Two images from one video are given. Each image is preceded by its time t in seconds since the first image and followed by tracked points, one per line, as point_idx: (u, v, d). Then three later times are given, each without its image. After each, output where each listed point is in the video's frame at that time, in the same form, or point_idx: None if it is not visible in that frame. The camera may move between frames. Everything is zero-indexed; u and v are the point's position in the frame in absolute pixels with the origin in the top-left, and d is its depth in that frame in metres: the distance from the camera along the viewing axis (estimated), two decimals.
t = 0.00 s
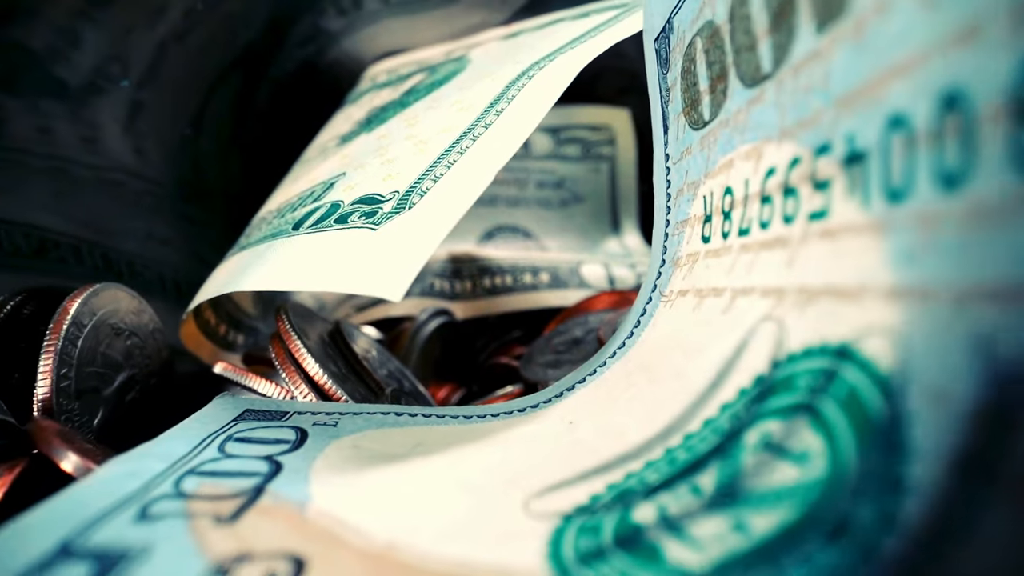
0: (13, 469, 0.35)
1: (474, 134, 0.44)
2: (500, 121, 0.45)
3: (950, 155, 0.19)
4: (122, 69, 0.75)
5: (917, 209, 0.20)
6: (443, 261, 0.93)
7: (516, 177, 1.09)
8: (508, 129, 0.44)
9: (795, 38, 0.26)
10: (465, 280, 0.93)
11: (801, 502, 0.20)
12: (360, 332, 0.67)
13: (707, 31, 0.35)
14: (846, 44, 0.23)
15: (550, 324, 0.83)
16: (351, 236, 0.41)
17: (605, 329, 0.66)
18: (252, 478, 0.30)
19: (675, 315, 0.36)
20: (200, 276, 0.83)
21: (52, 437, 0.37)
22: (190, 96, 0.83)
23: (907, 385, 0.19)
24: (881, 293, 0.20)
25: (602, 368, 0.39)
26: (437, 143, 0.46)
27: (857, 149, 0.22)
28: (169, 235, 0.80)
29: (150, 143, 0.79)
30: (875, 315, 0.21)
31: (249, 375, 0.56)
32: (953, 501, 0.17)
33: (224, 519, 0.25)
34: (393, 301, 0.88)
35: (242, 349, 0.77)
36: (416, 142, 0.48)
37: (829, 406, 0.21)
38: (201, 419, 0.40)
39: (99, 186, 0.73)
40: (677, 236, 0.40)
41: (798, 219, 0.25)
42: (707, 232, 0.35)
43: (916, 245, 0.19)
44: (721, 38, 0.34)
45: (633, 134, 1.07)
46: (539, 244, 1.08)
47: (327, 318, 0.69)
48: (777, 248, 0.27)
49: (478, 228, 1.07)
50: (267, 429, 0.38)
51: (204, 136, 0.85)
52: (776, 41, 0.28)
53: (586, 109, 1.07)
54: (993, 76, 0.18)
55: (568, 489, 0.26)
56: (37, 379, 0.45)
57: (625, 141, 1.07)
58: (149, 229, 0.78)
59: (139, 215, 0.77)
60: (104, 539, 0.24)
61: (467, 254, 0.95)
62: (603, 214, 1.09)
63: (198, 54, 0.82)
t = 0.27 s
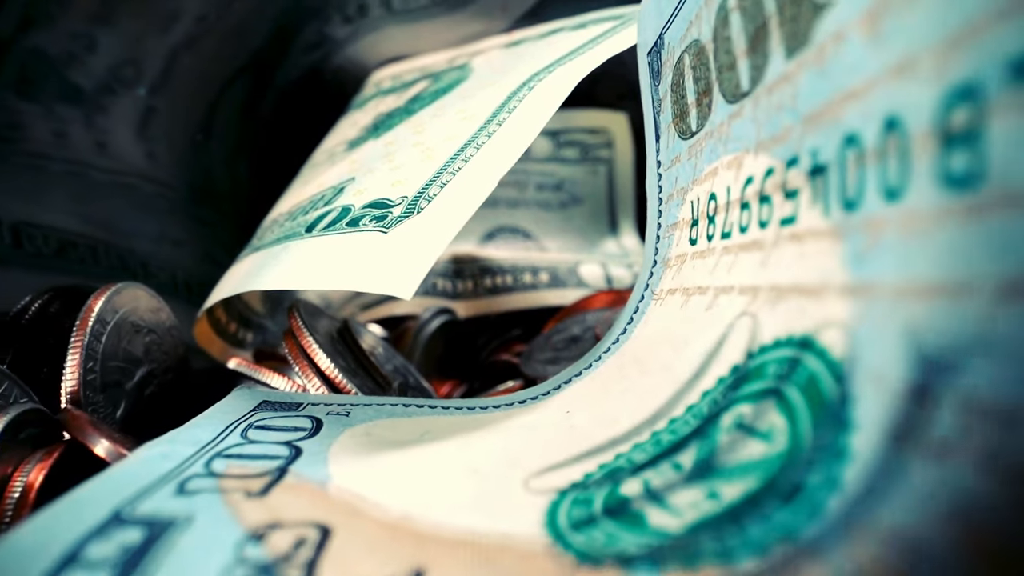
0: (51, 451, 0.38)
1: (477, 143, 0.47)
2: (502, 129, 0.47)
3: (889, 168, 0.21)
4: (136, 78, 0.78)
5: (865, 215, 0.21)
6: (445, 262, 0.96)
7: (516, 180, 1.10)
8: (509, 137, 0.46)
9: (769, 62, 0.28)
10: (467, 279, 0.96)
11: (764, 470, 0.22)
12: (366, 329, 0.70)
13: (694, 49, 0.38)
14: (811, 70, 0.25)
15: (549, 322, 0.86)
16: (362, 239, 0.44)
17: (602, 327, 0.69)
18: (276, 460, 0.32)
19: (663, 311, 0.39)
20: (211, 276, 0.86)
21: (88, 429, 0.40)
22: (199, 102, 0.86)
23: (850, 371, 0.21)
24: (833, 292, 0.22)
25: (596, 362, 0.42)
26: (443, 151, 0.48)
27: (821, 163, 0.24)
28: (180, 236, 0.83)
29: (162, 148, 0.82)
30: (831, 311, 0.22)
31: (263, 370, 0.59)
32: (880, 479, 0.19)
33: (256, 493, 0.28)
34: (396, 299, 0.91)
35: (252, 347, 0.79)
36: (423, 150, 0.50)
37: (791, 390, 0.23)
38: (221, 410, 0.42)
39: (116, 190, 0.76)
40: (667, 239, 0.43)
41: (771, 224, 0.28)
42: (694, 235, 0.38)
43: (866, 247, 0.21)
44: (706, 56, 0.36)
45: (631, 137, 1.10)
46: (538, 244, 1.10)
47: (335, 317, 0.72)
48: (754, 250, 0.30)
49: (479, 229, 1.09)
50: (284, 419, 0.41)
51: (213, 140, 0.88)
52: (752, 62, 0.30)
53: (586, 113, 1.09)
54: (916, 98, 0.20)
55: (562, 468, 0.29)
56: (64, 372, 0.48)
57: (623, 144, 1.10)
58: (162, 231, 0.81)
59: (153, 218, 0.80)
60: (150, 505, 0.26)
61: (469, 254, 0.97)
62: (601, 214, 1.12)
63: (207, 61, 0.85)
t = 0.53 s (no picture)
0: (77, 441, 0.40)
1: (480, 149, 0.49)
2: (504, 136, 0.49)
3: (856, 178, 0.23)
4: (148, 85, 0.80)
5: (834, 222, 0.24)
6: (447, 262, 0.98)
7: (516, 181, 1.11)
8: (511, 143, 0.48)
9: (753, 77, 0.30)
10: (469, 279, 0.98)
11: (744, 453, 0.24)
12: (371, 327, 0.72)
13: (686, 61, 0.40)
14: (789, 87, 0.27)
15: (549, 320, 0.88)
16: (371, 241, 0.46)
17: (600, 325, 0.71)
18: (292, 448, 0.34)
19: (656, 310, 0.41)
20: (220, 276, 0.88)
21: (112, 420, 0.42)
22: (207, 106, 0.88)
23: (818, 362, 0.23)
24: (807, 290, 0.24)
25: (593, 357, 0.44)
26: (447, 157, 0.50)
27: (798, 173, 0.26)
28: (189, 237, 0.85)
29: (171, 151, 0.84)
30: (805, 307, 0.24)
31: (273, 366, 0.61)
32: (839, 457, 0.21)
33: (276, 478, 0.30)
34: (400, 298, 0.93)
35: (257, 346, 0.80)
36: (428, 155, 0.52)
37: (768, 380, 0.25)
38: (236, 403, 0.45)
39: (127, 194, 0.78)
40: (660, 240, 0.45)
41: (754, 227, 0.30)
42: (685, 237, 0.40)
43: (835, 249, 0.23)
44: (697, 68, 0.38)
45: (629, 141, 1.12)
46: (539, 245, 1.10)
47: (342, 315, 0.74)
48: (739, 252, 0.32)
49: (480, 229, 1.11)
50: (296, 412, 0.43)
51: (220, 143, 0.90)
52: (737, 76, 0.32)
53: (584, 116, 1.11)
54: (876, 114, 0.21)
55: (557, 456, 0.31)
56: (85, 367, 0.50)
57: (621, 148, 1.12)
58: (172, 232, 0.82)
59: (162, 219, 0.82)
60: (180, 488, 0.28)
61: (470, 255, 0.99)
62: (600, 215, 1.13)
63: (215, 66, 0.87)
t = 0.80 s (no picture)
0: (102, 433, 0.42)
1: (482, 155, 0.52)
2: (505, 143, 0.52)
3: (827, 187, 0.25)
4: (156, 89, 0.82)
5: (809, 227, 0.26)
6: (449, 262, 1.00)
7: (516, 183, 1.13)
8: (512, 150, 0.51)
9: (738, 92, 0.33)
10: (471, 279, 1.00)
11: (725, 436, 0.26)
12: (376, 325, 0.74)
13: (677, 73, 0.42)
14: (769, 102, 0.29)
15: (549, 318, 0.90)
16: (378, 243, 0.48)
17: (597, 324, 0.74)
18: (306, 438, 0.37)
19: (650, 308, 0.43)
20: (228, 276, 0.91)
21: (133, 413, 0.44)
22: (214, 110, 0.90)
23: (792, 354, 0.25)
24: (784, 289, 0.27)
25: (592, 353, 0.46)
26: (451, 163, 0.53)
27: (777, 181, 0.29)
28: (198, 238, 0.87)
29: (180, 154, 0.86)
30: (783, 305, 0.26)
31: (282, 363, 0.63)
32: (807, 441, 0.23)
33: (295, 463, 0.32)
34: (403, 298, 0.95)
35: (265, 344, 0.81)
36: (432, 161, 0.55)
37: (749, 372, 0.27)
38: (250, 397, 0.47)
39: (136, 195, 0.79)
40: (654, 242, 0.47)
41: (738, 231, 0.32)
42: (677, 240, 0.42)
43: (809, 252, 0.25)
44: (688, 80, 0.41)
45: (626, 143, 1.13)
46: (539, 245, 1.13)
47: (348, 314, 0.76)
48: (724, 254, 0.34)
49: (482, 230, 1.13)
50: (308, 405, 0.45)
51: (228, 147, 0.92)
52: (723, 90, 0.35)
53: (583, 119, 1.12)
54: (844, 128, 0.23)
55: (554, 445, 0.33)
56: (104, 363, 0.52)
57: (620, 151, 1.13)
58: (181, 233, 0.85)
59: (171, 221, 0.84)
60: (208, 471, 0.30)
61: (472, 255, 1.01)
62: (599, 217, 1.15)
63: (223, 71, 0.89)
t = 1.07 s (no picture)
0: (122, 425, 0.44)
1: (483, 160, 0.54)
2: (505, 148, 0.54)
3: (801, 195, 0.27)
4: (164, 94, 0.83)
5: (785, 230, 0.28)
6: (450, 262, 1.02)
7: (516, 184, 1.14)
8: (512, 154, 0.53)
9: (724, 103, 0.35)
10: (472, 279, 1.02)
11: (708, 423, 0.28)
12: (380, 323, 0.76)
13: (669, 83, 0.44)
14: (752, 114, 0.31)
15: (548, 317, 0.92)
16: (383, 245, 0.50)
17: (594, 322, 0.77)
18: (317, 429, 0.39)
19: (643, 307, 0.45)
20: (235, 276, 0.93)
21: (151, 406, 0.46)
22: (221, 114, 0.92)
23: (769, 347, 0.27)
24: (764, 288, 0.29)
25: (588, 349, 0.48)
26: (454, 168, 0.55)
27: (759, 187, 0.31)
28: (205, 239, 0.89)
29: (187, 157, 0.88)
30: (762, 303, 0.28)
31: (289, 359, 0.65)
32: (780, 426, 0.24)
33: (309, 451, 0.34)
34: (405, 297, 0.97)
35: (272, 341, 0.84)
36: (435, 165, 0.57)
37: (731, 365, 0.29)
38: (261, 392, 0.49)
39: (143, 197, 0.81)
40: (647, 243, 0.49)
41: (724, 234, 0.34)
42: (669, 241, 0.44)
43: (786, 253, 0.27)
44: (679, 90, 0.43)
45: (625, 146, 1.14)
46: (539, 246, 1.13)
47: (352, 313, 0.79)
48: (712, 255, 0.36)
49: (482, 231, 1.14)
50: (317, 399, 0.47)
51: (234, 149, 0.94)
52: (711, 100, 0.37)
53: (583, 121, 1.13)
54: (817, 140, 0.25)
55: (551, 435, 0.35)
56: (120, 359, 0.54)
57: (618, 153, 1.15)
58: (189, 234, 0.86)
59: (179, 222, 0.85)
60: (227, 458, 0.32)
61: (472, 256, 1.03)
62: (598, 218, 1.16)
63: (229, 75, 0.91)
